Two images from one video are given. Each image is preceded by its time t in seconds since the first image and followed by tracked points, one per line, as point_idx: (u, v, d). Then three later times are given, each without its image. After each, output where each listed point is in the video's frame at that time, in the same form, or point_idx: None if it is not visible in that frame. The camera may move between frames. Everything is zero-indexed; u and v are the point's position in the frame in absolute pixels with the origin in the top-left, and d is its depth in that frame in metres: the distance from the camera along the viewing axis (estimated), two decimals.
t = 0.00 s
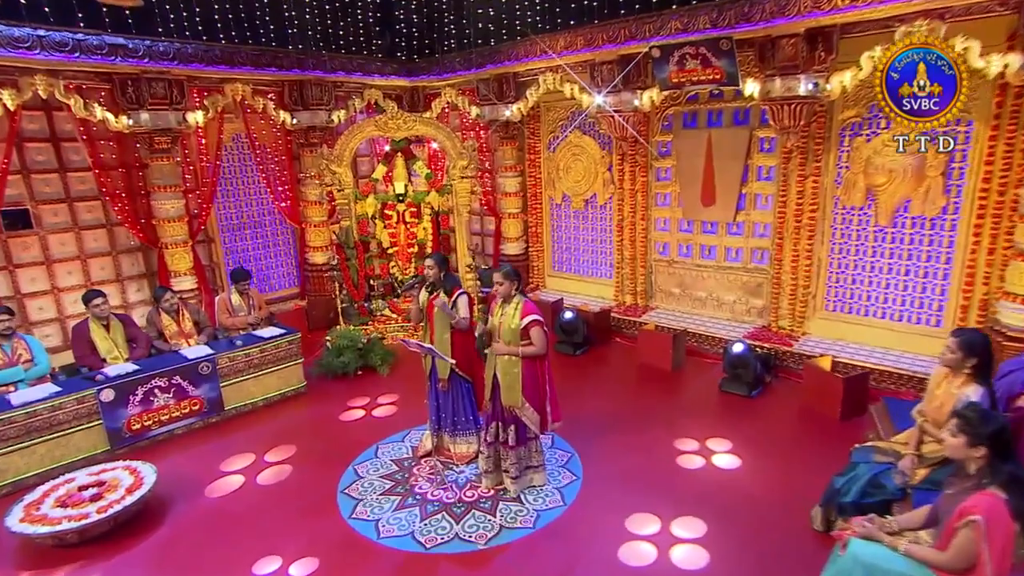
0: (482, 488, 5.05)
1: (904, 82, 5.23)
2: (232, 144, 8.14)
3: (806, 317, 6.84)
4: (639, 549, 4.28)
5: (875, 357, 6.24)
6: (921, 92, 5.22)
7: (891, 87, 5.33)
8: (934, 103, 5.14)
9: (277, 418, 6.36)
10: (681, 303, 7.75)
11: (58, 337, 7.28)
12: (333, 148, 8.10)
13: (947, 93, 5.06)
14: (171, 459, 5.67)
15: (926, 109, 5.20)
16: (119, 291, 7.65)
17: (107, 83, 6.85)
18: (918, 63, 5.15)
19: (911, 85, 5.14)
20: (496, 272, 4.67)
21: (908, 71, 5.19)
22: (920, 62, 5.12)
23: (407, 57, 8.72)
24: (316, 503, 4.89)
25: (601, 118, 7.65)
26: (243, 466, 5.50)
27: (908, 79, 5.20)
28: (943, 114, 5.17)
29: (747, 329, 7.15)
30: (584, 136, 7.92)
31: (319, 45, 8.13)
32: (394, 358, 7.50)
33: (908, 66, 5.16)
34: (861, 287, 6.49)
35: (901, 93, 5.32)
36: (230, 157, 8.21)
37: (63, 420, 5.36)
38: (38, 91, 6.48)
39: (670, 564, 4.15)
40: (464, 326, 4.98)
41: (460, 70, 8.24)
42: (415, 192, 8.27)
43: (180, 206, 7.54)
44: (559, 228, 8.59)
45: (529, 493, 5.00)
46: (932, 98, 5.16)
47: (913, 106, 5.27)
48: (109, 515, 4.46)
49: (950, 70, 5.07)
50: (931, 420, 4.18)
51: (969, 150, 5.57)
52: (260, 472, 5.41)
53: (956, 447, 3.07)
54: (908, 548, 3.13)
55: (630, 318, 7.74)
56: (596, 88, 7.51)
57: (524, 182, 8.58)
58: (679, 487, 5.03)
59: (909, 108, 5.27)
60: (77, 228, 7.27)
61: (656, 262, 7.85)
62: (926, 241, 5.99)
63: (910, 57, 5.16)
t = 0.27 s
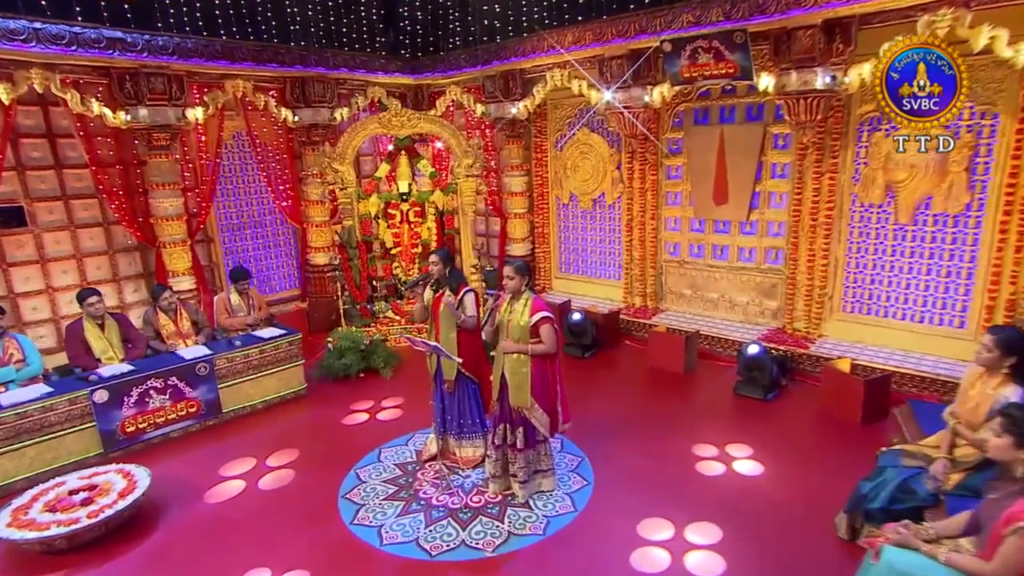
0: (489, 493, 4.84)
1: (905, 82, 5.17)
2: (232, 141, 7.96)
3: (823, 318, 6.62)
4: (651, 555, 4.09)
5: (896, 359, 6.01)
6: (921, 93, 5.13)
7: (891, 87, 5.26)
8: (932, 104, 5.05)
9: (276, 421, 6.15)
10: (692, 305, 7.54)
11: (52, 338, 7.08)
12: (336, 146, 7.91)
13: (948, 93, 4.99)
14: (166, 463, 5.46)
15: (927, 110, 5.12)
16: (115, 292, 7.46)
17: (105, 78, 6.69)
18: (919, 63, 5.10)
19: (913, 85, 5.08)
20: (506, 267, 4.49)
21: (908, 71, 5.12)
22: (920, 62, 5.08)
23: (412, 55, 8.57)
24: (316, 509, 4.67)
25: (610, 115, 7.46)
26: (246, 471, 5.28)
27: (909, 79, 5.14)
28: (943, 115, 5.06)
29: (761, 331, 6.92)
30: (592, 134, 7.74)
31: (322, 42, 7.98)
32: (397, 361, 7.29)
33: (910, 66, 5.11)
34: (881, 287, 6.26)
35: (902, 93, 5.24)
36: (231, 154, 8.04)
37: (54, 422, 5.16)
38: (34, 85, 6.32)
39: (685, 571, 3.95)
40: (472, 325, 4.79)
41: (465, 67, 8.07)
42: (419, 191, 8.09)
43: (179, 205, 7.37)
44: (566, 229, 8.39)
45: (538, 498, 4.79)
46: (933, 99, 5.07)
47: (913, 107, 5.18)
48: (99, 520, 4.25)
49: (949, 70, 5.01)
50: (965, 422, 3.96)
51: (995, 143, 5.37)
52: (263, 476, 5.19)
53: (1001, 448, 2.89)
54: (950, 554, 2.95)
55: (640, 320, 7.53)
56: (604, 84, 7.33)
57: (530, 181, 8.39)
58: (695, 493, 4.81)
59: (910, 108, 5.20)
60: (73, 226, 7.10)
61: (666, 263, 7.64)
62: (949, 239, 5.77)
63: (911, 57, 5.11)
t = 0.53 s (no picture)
0: (494, 500, 4.60)
1: (905, 82, 5.08)
2: (228, 139, 7.77)
3: (839, 320, 6.37)
4: (664, 563, 3.90)
5: (918, 362, 5.76)
6: (920, 93, 5.03)
7: (892, 87, 5.16)
8: (933, 104, 4.94)
9: (271, 426, 5.89)
10: (702, 308, 7.29)
11: (39, 341, 6.82)
12: (335, 144, 7.70)
13: (948, 93, 4.87)
14: (155, 469, 5.19)
15: (927, 110, 5.01)
16: (106, 293, 7.21)
17: (97, 71, 6.48)
18: (919, 63, 5.00)
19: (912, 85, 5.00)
20: (514, 260, 4.32)
21: (908, 71, 5.03)
22: (920, 62, 4.97)
23: (413, 51, 8.39)
24: (313, 517, 4.42)
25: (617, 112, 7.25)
26: (244, 477, 5.00)
27: (909, 79, 5.05)
28: (944, 115, 4.92)
29: (775, 334, 6.68)
30: (599, 132, 7.53)
31: (321, 38, 7.79)
32: (398, 364, 7.05)
33: (910, 66, 5.00)
34: (900, 288, 6.02)
35: (902, 93, 5.16)
36: (226, 152, 7.82)
37: (37, 426, 4.90)
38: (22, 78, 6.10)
39: None
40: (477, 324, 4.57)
41: (468, 64, 7.87)
42: (420, 191, 7.87)
43: (172, 203, 7.14)
44: (572, 229, 8.17)
45: (547, 506, 4.56)
46: (933, 99, 4.98)
47: (912, 106, 5.08)
48: (82, 528, 3.99)
49: (949, 70, 4.87)
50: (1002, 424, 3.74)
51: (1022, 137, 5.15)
52: (261, 483, 4.93)
53: None
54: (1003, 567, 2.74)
55: (648, 323, 7.28)
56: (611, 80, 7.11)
57: (535, 181, 8.17)
58: (712, 501, 4.59)
59: (910, 107, 5.09)
60: (62, 225, 6.86)
61: (675, 264, 7.40)
62: (972, 237, 5.54)
63: (910, 57, 5.01)
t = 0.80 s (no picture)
0: (499, 507, 4.36)
1: (904, 83, 5.10)
2: (220, 137, 7.55)
3: (852, 322, 6.15)
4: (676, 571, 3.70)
5: (937, 365, 5.53)
6: (921, 93, 5.06)
7: (891, 88, 5.17)
8: (932, 104, 5.00)
9: (264, 431, 5.62)
10: (710, 310, 7.06)
11: (20, 343, 6.53)
12: (330, 142, 7.47)
13: (948, 93, 4.92)
14: (141, 477, 4.91)
15: (926, 111, 5.04)
16: (91, 294, 6.93)
17: (83, 64, 6.23)
18: (919, 63, 5.03)
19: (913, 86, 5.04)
20: (519, 254, 4.13)
21: (908, 71, 5.04)
22: (919, 63, 4.99)
23: (410, 48, 8.19)
24: (307, 526, 4.16)
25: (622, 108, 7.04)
26: (239, 485, 4.73)
27: (908, 80, 5.06)
28: (944, 115, 4.99)
29: (786, 336, 6.46)
30: (603, 130, 7.32)
31: (316, 33, 7.56)
32: (395, 368, 6.79)
33: (909, 67, 5.02)
34: (917, 288, 5.80)
35: (901, 94, 5.17)
36: (218, 150, 7.58)
37: (15, 431, 4.62)
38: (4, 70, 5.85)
39: None
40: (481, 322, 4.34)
41: (467, 60, 7.65)
42: (419, 190, 7.63)
43: (161, 201, 6.88)
44: (574, 230, 7.95)
45: (554, 513, 4.33)
46: (933, 99, 5.02)
47: (913, 106, 5.11)
48: (60, 539, 3.72)
49: (949, 70, 4.94)
50: None
51: None
52: (257, 491, 4.65)
53: None
54: None
55: (655, 326, 7.04)
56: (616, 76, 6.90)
57: (536, 181, 7.95)
58: (728, 509, 4.37)
59: (908, 108, 5.11)
60: (45, 223, 6.59)
61: (682, 265, 7.18)
62: (994, 234, 5.33)
63: (910, 57, 5.02)
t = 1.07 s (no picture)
0: (502, 515, 4.16)
1: (905, 83, 4.91)
2: (211, 134, 7.30)
3: (864, 324, 5.98)
4: None
5: (954, 368, 5.35)
6: (921, 93, 4.86)
7: (891, 88, 4.99)
8: (932, 104, 4.78)
9: (256, 437, 5.39)
10: (716, 312, 6.87)
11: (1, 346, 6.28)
12: (325, 140, 7.27)
13: (949, 93, 4.70)
14: (126, 484, 4.68)
15: (927, 111, 4.85)
16: (76, 296, 6.69)
17: (68, 57, 6.02)
18: (919, 63, 4.84)
19: (913, 85, 4.85)
20: (524, 250, 3.97)
21: (908, 71, 4.85)
22: (920, 62, 4.81)
23: (407, 46, 8.03)
24: (301, 535, 3.94)
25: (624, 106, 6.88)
26: (232, 493, 4.49)
27: (910, 79, 4.88)
28: (945, 115, 4.77)
29: (796, 339, 6.27)
30: (605, 128, 7.15)
31: (310, 28, 7.34)
32: (393, 372, 6.57)
33: (910, 65, 4.84)
34: (932, 288, 5.62)
35: (902, 93, 4.97)
36: (209, 148, 7.36)
37: None
38: None
39: None
40: (483, 323, 4.14)
41: (466, 56, 7.48)
42: (416, 189, 7.43)
43: (150, 200, 6.65)
44: (576, 231, 7.76)
45: (560, 521, 4.14)
46: (933, 99, 4.80)
47: (912, 107, 4.90)
48: (37, 549, 3.49)
49: (949, 70, 4.73)
50: None
51: None
52: (252, 497, 4.43)
53: None
54: None
55: (660, 328, 6.87)
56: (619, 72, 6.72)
57: (537, 180, 7.77)
58: (743, 515, 4.17)
59: (910, 109, 4.91)
60: (28, 221, 6.36)
61: (687, 266, 7.00)
62: (1011, 233, 5.16)
63: (910, 57, 4.85)
